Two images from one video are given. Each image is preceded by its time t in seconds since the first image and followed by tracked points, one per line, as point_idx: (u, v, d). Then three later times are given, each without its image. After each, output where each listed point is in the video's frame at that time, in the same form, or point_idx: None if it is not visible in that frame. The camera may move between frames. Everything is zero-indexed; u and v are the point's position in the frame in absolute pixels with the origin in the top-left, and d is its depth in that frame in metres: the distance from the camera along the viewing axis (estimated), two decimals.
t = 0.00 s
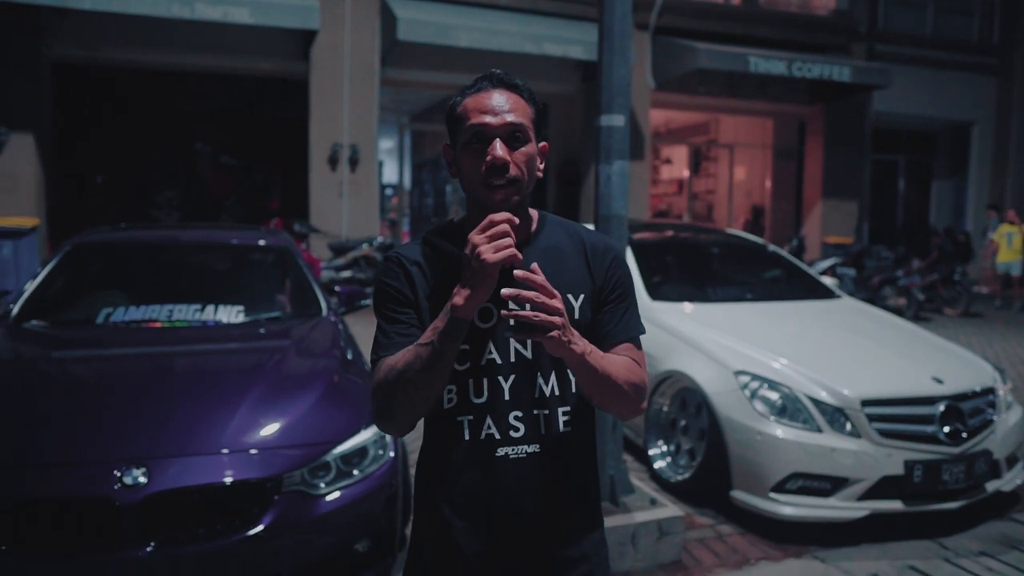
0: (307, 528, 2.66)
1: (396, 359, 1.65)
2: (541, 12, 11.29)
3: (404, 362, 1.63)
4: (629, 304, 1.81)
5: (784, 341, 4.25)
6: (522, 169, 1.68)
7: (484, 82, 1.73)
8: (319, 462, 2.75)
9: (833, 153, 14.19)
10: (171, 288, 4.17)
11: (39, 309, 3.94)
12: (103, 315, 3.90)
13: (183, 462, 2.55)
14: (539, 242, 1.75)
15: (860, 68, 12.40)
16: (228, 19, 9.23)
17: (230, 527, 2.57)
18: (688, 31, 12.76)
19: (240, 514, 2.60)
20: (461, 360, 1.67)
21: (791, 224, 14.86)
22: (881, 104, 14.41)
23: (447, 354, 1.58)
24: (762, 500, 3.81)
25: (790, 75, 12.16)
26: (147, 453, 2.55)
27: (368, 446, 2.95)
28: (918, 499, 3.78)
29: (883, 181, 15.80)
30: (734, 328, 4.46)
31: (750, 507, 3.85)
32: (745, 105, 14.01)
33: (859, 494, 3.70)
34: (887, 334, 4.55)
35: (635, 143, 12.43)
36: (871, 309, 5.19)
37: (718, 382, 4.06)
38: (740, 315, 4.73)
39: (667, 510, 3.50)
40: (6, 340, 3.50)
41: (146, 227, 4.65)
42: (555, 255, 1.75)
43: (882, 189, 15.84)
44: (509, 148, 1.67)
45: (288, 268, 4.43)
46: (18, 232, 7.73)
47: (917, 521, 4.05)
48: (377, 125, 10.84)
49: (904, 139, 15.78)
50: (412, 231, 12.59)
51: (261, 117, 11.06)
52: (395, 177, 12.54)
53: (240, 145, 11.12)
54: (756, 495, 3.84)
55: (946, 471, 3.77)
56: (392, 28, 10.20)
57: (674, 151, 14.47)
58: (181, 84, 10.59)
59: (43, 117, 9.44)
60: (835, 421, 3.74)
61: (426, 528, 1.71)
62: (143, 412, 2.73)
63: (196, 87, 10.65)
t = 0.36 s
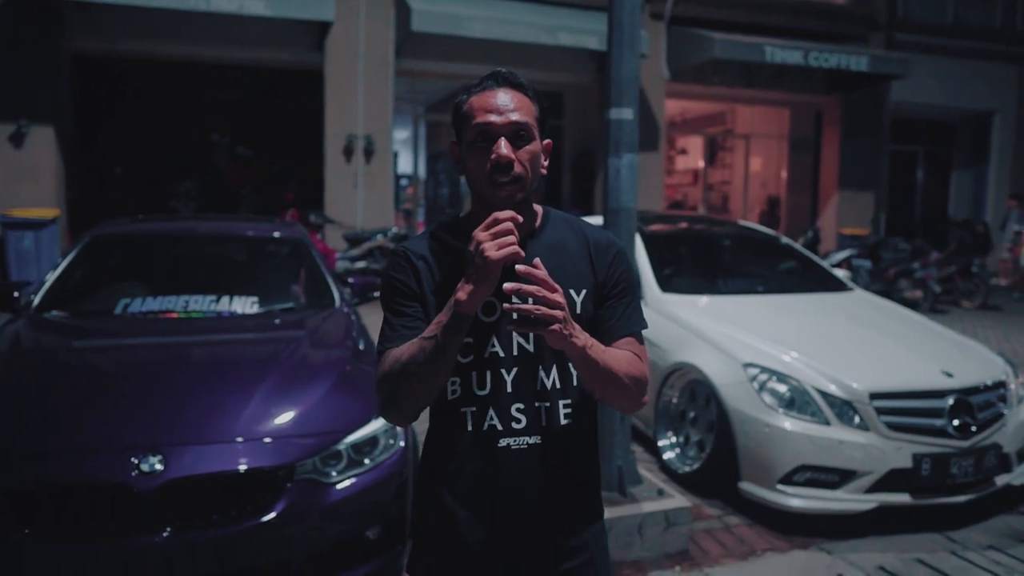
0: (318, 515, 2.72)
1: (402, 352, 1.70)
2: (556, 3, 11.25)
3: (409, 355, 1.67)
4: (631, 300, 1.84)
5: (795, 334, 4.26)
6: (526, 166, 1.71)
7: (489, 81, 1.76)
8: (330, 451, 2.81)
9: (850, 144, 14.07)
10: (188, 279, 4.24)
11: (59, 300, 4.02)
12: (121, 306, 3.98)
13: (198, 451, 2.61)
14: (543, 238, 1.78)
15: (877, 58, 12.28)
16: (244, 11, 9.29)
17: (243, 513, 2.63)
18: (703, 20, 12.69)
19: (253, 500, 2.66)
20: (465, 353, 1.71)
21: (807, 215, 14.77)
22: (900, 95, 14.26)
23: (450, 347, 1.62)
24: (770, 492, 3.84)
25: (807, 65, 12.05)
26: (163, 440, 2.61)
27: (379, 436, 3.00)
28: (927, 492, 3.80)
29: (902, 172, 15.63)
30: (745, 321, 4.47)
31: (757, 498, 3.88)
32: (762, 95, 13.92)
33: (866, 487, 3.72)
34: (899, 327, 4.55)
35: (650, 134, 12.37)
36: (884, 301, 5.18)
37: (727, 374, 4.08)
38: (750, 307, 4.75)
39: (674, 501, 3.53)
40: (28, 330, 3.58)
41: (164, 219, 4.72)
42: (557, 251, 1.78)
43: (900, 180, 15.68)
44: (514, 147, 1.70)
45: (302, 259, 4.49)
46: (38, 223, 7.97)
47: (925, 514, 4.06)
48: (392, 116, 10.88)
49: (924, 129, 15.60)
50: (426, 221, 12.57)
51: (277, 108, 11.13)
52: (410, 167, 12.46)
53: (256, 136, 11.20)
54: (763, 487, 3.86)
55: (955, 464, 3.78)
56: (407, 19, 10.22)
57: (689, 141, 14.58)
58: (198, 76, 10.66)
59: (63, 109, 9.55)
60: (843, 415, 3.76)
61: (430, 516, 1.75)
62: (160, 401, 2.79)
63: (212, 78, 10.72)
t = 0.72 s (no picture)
0: (331, 514, 2.77)
1: (407, 352, 1.74)
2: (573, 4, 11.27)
3: (413, 356, 1.72)
4: (632, 305, 1.88)
5: (807, 338, 4.27)
6: (533, 179, 1.76)
7: (498, 94, 1.81)
8: (343, 450, 2.86)
9: (870, 145, 13.97)
10: (207, 280, 4.32)
11: (82, 300, 4.11)
12: (141, 307, 4.06)
13: (214, 449, 2.68)
14: (546, 244, 1.82)
15: (897, 58, 12.18)
16: (264, 14, 9.34)
17: (258, 511, 2.69)
18: (720, 20, 12.68)
19: (268, 498, 2.72)
20: (468, 354, 1.76)
21: (826, 217, 14.67)
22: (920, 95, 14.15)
23: (454, 348, 1.66)
24: (780, 495, 3.86)
25: (825, 65, 11.97)
26: (181, 439, 2.68)
27: (392, 436, 3.04)
28: (938, 497, 3.80)
29: (923, 172, 15.49)
30: (757, 324, 4.48)
31: (767, 501, 3.90)
32: (780, 96, 13.86)
33: (877, 491, 3.73)
34: (913, 332, 4.54)
35: (667, 135, 12.34)
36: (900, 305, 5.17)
37: (738, 377, 4.10)
38: (762, 310, 4.76)
39: (684, 504, 3.56)
40: (52, 331, 3.67)
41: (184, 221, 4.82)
42: (560, 257, 1.82)
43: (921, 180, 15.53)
44: (522, 160, 1.75)
45: (319, 261, 4.56)
46: (63, 224, 8.10)
47: (938, 519, 4.06)
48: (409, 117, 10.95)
49: (945, 130, 15.44)
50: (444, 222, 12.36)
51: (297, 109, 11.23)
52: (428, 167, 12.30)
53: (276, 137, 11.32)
54: (773, 490, 3.89)
55: (967, 470, 3.78)
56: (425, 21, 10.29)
57: (706, 142, 14.52)
58: (219, 78, 10.78)
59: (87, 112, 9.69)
60: (853, 418, 3.77)
61: (434, 515, 1.80)
62: (179, 400, 2.86)
63: (232, 80, 10.83)
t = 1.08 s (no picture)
0: (346, 511, 2.82)
1: (421, 354, 1.77)
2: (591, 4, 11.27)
3: (427, 357, 1.75)
4: (638, 307, 1.91)
5: (822, 340, 4.26)
6: (548, 184, 1.80)
7: (511, 100, 1.84)
8: (358, 448, 2.91)
9: (891, 145, 13.84)
10: (226, 279, 4.39)
11: (104, 299, 4.19)
12: (162, 305, 4.14)
13: (232, 446, 2.73)
14: (555, 248, 1.85)
15: (919, 57, 12.07)
16: (283, 16, 9.38)
17: (275, 506, 2.75)
18: (740, 20, 12.65)
19: (283, 495, 2.77)
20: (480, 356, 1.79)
21: (846, 218, 14.57)
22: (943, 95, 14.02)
23: (470, 350, 1.70)
24: (793, 497, 3.86)
25: (845, 66, 11.88)
26: (200, 436, 2.74)
27: (405, 434, 3.07)
28: (953, 500, 3.79)
29: (946, 173, 15.33)
30: (772, 325, 4.49)
31: (780, 503, 3.91)
32: (800, 97, 13.79)
33: (890, 494, 3.72)
34: (929, 334, 4.53)
35: (685, 136, 12.30)
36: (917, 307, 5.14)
37: (751, 380, 4.11)
38: (777, 312, 4.76)
39: (696, 504, 3.58)
40: (76, 329, 3.75)
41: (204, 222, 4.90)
42: (568, 261, 1.85)
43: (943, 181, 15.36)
44: (538, 164, 1.78)
45: (337, 261, 4.62)
46: (86, 223, 8.22)
47: (953, 523, 4.04)
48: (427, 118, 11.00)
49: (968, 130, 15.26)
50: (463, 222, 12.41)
51: (316, 110, 11.32)
52: (447, 168, 12.23)
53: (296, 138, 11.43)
54: (786, 492, 3.89)
55: (981, 473, 3.76)
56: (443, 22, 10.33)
57: (724, 141, 14.58)
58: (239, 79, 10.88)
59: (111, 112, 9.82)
60: (867, 421, 3.76)
61: (444, 515, 1.84)
62: (198, 398, 2.92)
63: (253, 82, 10.92)
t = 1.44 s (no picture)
0: (359, 508, 2.87)
1: (433, 353, 1.81)
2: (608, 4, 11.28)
3: (438, 357, 1.78)
4: (641, 307, 1.95)
5: (836, 342, 4.26)
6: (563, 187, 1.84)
7: (526, 105, 1.87)
8: (371, 446, 2.96)
9: (911, 145, 13.72)
10: (244, 279, 4.46)
11: (125, 298, 4.27)
12: (182, 304, 4.22)
13: (249, 443, 2.79)
14: (562, 250, 1.89)
15: (940, 56, 11.94)
16: (302, 18, 9.46)
17: (290, 502, 2.80)
18: (758, 21, 12.62)
19: (299, 491, 2.82)
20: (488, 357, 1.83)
21: (865, 219, 14.45)
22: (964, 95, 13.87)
23: (481, 350, 1.74)
24: (805, 498, 3.87)
25: (865, 65, 11.78)
26: (217, 433, 2.80)
27: (418, 433, 3.11)
28: (966, 504, 3.78)
29: (967, 173, 15.16)
30: (786, 327, 4.49)
31: (792, 504, 3.92)
32: (819, 96, 13.71)
33: (902, 497, 3.72)
34: (946, 337, 4.51)
35: (701, 136, 12.26)
36: (934, 310, 5.11)
37: (764, 381, 4.12)
38: (791, 313, 4.76)
39: (708, 504, 3.59)
40: (98, 327, 3.83)
41: (223, 222, 4.97)
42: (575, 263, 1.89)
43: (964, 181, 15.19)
44: (555, 169, 1.82)
45: (353, 262, 4.68)
46: (108, 223, 8.35)
47: (967, 527, 4.03)
48: (445, 119, 11.06)
49: (991, 129, 15.07)
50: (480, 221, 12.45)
51: (335, 111, 11.41)
52: (464, 167, 12.51)
53: (315, 138, 11.53)
54: (797, 494, 3.90)
55: (996, 477, 3.75)
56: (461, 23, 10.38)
57: (743, 141, 14.36)
58: (259, 80, 10.99)
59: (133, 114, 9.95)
60: (880, 424, 3.77)
61: (452, 511, 1.87)
62: (215, 396, 2.98)
63: (272, 83, 11.03)
